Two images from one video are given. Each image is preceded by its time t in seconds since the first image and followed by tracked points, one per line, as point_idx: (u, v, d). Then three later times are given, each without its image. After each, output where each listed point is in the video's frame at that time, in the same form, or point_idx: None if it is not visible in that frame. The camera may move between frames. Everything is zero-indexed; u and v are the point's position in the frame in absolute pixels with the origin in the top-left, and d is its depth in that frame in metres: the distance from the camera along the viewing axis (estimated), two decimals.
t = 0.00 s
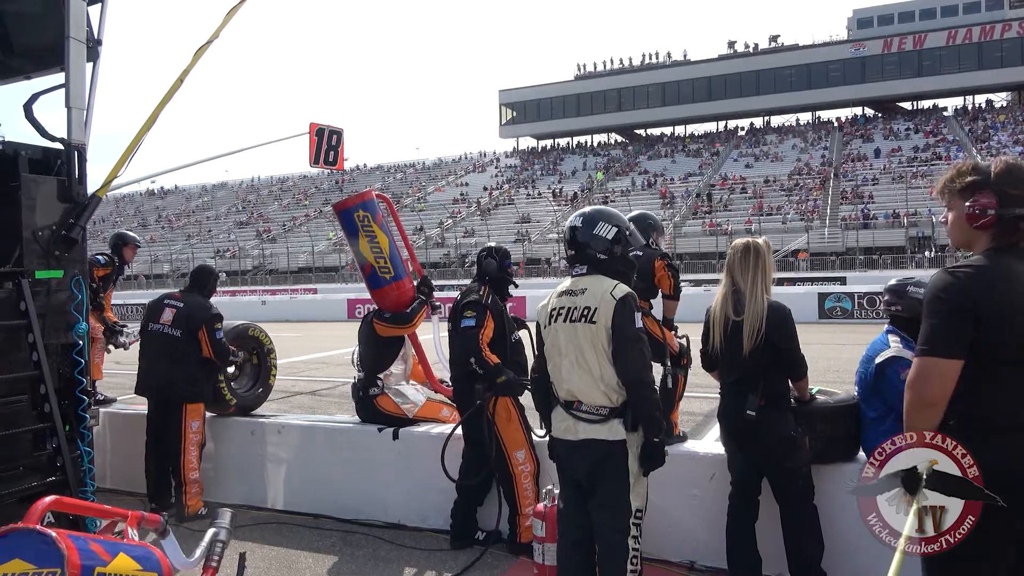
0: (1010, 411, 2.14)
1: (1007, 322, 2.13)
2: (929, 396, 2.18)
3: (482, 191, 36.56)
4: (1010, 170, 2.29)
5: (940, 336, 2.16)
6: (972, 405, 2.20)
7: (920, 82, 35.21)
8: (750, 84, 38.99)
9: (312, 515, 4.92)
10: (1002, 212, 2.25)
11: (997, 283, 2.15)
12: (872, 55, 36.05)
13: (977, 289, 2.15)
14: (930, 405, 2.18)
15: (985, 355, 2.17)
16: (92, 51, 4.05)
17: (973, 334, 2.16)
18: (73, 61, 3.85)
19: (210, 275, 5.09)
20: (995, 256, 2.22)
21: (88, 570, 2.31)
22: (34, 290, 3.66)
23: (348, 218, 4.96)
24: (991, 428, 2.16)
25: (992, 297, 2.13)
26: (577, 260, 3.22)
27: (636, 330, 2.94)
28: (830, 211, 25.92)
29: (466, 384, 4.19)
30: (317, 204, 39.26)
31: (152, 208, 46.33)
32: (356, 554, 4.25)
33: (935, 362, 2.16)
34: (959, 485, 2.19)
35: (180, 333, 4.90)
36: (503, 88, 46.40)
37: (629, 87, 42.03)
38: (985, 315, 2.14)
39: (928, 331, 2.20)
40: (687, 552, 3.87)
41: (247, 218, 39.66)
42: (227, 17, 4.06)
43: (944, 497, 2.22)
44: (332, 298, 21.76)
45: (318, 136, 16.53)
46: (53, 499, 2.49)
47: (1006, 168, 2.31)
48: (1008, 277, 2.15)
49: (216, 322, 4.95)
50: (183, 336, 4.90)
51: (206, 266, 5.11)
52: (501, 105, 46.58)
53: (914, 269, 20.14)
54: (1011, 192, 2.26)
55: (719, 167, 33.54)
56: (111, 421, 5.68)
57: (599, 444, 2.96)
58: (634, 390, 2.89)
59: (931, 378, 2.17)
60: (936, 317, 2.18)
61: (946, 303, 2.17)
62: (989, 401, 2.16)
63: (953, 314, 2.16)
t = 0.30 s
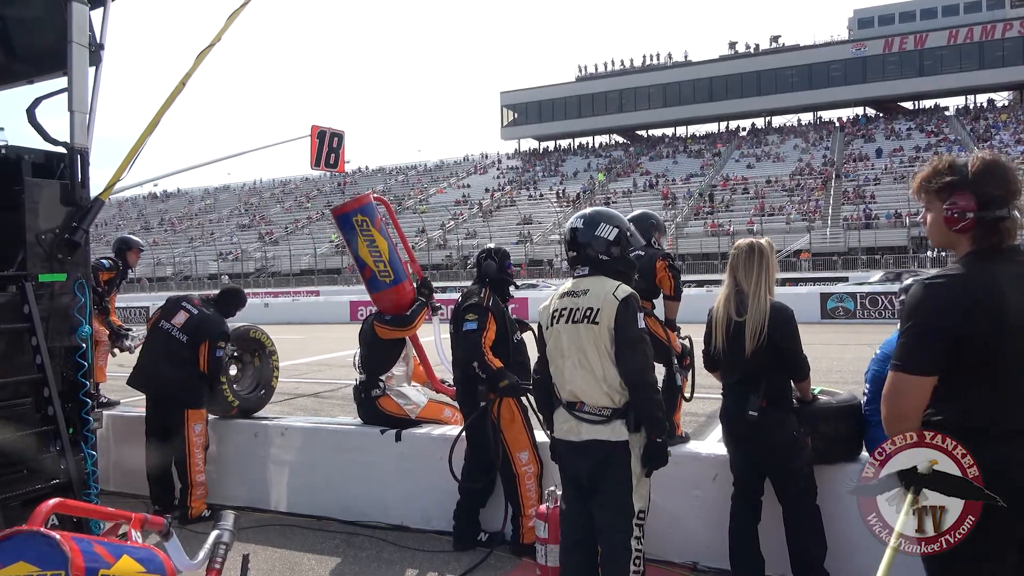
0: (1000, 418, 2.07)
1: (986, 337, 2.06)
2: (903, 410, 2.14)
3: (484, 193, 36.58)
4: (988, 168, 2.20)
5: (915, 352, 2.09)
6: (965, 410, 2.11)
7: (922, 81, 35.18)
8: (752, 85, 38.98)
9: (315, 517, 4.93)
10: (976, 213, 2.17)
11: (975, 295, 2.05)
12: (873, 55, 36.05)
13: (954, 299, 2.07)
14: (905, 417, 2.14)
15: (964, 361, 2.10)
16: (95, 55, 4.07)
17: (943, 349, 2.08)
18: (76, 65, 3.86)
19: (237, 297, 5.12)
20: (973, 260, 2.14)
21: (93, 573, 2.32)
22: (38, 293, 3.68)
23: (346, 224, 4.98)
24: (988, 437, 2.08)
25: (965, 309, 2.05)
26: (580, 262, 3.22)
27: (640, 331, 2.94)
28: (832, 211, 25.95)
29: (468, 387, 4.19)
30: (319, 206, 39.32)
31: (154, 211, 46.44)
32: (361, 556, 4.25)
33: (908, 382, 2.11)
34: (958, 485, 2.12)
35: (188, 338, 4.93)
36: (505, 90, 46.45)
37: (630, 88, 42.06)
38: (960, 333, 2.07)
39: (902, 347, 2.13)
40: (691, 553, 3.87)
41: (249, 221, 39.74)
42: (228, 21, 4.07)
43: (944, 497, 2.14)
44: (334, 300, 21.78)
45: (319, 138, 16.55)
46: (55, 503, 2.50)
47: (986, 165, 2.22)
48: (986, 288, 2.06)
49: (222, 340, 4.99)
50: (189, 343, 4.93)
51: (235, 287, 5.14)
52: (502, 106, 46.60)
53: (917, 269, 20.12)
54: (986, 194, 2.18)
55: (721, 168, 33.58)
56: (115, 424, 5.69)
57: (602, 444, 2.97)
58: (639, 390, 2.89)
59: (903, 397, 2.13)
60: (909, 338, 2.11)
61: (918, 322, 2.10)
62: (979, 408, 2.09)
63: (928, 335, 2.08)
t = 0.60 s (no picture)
0: (998, 419, 2.05)
1: (970, 345, 2.05)
2: (891, 416, 2.13)
3: (486, 194, 36.59)
4: (970, 170, 2.19)
5: (901, 364, 2.09)
6: (963, 413, 2.09)
7: (924, 82, 35.18)
8: (754, 87, 38.95)
9: (316, 518, 4.93)
10: (953, 222, 2.17)
11: (957, 303, 2.06)
12: (875, 56, 36.06)
13: (937, 307, 2.07)
14: (892, 424, 2.13)
15: (953, 366, 2.08)
16: (97, 57, 4.08)
17: (926, 358, 2.08)
18: (77, 68, 3.86)
19: (247, 305, 5.15)
20: (956, 267, 2.14)
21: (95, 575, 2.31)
22: (40, 295, 3.69)
23: (348, 223, 4.98)
24: (983, 441, 2.07)
25: (948, 315, 2.06)
26: (581, 265, 3.23)
27: (641, 332, 2.94)
28: (834, 212, 25.96)
29: (468, 390, 4.19)
30: (321, 208, 39.35)
31: (156, 213, 46.49)
32: (362, 558, 4.25)
33: (896, 395, 2.10)
34: (959, 486, 2.08)
35: (192, 343, 4.93)
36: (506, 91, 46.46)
37: (632, 89, 42.06)
38: (937, 344, 2.08)
39: (887, 357, 2.13)
40: (692, 555, 3.86)
41: (251, 222, 39.80)
42: (230, 24, 4.08)
43: (944, 497, 2.11)
44: (336, 301, 21.80)
45: (321, 140, 16.56)
46: (59, 505, 2.50)
47: (968, 168, 2.20)
48: (969, 296, 2.06)
49: (227, 346, 4.99)
50: (193, 347, 4.94)
51: (246, 296, 5.20)
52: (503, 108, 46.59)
53: (918, 269, 20.12)
54: (966, 201, 2.17)
55: (723, 169, 33.58)
56: (117, 426, 5.70)
57: (603, 446, 2.97)
58: (640, 392, 2.88)
59: (894, 406, 2.11)
60: (892, 350, 2.11)
61: (900, 334, 2.11)
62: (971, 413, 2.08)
63: (910, 349, 2.09)
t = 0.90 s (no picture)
0: (998, 419, 2.05)
1: (964, 347, 2.05)
2: (884, 416, 2.14)
3: (487, 195, 36.57)
4: (965, 169, 2.18)
5: (897, 370, 2.10)
6: (965, 417, 2.08)
7: (925, 82, 35.15)
8: (755, 87, 38.90)
9: (319, 520, 4.94)
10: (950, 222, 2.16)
11: (950, 305, 2.07)
12: (876, 55, 36.06)
13: (931, 309, 2.08)
14: (885, 424, 2.14)
15: (947, 368, 2.08)
16: (99, 60, 4.09)
17: (919, 360, 2.09)
18: (79, 69, 3.87)
19: (235, 290, 5.12)
20: (952, 268, 2.15)
21: None
22: (43, 297, 3.70)
23: (354, 220, 4.92)
24: (985, 441, 2.06)
25: (942, 316, 2.07)
26: (582, 266, 3.23)
27: (643, 333, 2.94)
28: (836, 212, 25.93)
29: (470, 391, 4.19)
30: (322, 209, 39.39)
31: (158, 215, 46.50)
32: (365, 559, 4.26)
33: (890, 397, 2.11)
34: (958, 485, 2.08)
35: (198, 341, 4.92)
36: (508, 92, 46.47)
37: (633, 90, 42.05)
38: (930, 347, 2.08)
39: (879, 363, 2.14)
40: (694, 555, 3.86)
41: (252, 224, 39.84)
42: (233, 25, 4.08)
43: (944, 497, 2.11)
44: (338, 302, 21.83)
45: (323, 141, 16.59)
46: (61, 506, 2.52)
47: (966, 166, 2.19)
48: (962, 298, 2.07)
49: (233, 338, 4.97)
50: (200, 345, 4.92)
51: (230, 278, 5.14)
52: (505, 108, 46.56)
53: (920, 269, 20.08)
54: (966, 200, 2.16)
55: (724, 169, 33.57)
56: (120, 428, 5.71)
57: (606, 446, 2.97)
58: (644, 391, 2.88)
59: (891, 407, 2.12)
60: (885, 353, 2.13)
61: (893, 336, 2.12)
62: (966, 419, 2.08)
63: (900, 352, 2.10)
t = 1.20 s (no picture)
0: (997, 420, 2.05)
1: (961, 347, 2.06)
2: (880, 416, 2.15)
3: (490, 196, 36.60)
4: (957, 173, 2.20)
5: (897, 371, 2.11)
6: (965, 418, 2.08)
7: (928, 83, 35.11)
8: (758, 88, 38.90)
9: (322, 520, 4.94)
10: (932, 219, 2.20)
11: (949, 306, 2.08)
12: (879, 56, 36.04)
13: (929, 310, 2.09)
14: (882, 425, 2.15)
15: (944, 368, 2.09)
16: (103, 61, 4.10)
17: (916, 360, 2.10)
18: (84, 70, 3.88)
19: (216, 280, 5.11)
20: (951, 268, 2.16)
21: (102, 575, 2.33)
22: (47, 296, 3.71)
23: (359, 225, 4.91)
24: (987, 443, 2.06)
25: (940, 317, 2.08)
26: (585, 267, 3.24)
27: (647, 334, 2.96)
28: (839, 213, 25.89)
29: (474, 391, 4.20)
30: (325, 209, 39.46)
31: (161, 215, 46.61)
32: (368, 559, 4.27)
33: (886, 396, 2.12)
34: (958, 485, 2.07)
35: (195, 338, 4.93)
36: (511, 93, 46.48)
37: (636, 91, 42.01)
38: (929, 346, 2.09)
39: (876, 362, 2.15)
40: (696, 556, 3.86)
41: (255, 224, 39.90)
42: (236, 25, 4.10)
43: (944, 497, 2.09)
44: (341, 303, 21.86)
45: (326, 142, 16.62)
46: (66, 505, 2.53)
47: (951, 170, 2.21)
48: (959, 299, 2.08)
49: (227, 327, 4.96)
50: (197, 341, 4.93)
51: (211, 272, 5.13)
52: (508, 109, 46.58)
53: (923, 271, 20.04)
54: (944, 203, 2.20)
55: (727, 170, 33.55)
56: (124, 428, 5.73)
57: (609, 447, 2.97)
58: (647, 392, 2.89)
59: (889, 407, 2.13)
60: (883, 352, 2.14)
61: (891, 338, 2.12)
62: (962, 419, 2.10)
63: (896, 352, 2.11)
